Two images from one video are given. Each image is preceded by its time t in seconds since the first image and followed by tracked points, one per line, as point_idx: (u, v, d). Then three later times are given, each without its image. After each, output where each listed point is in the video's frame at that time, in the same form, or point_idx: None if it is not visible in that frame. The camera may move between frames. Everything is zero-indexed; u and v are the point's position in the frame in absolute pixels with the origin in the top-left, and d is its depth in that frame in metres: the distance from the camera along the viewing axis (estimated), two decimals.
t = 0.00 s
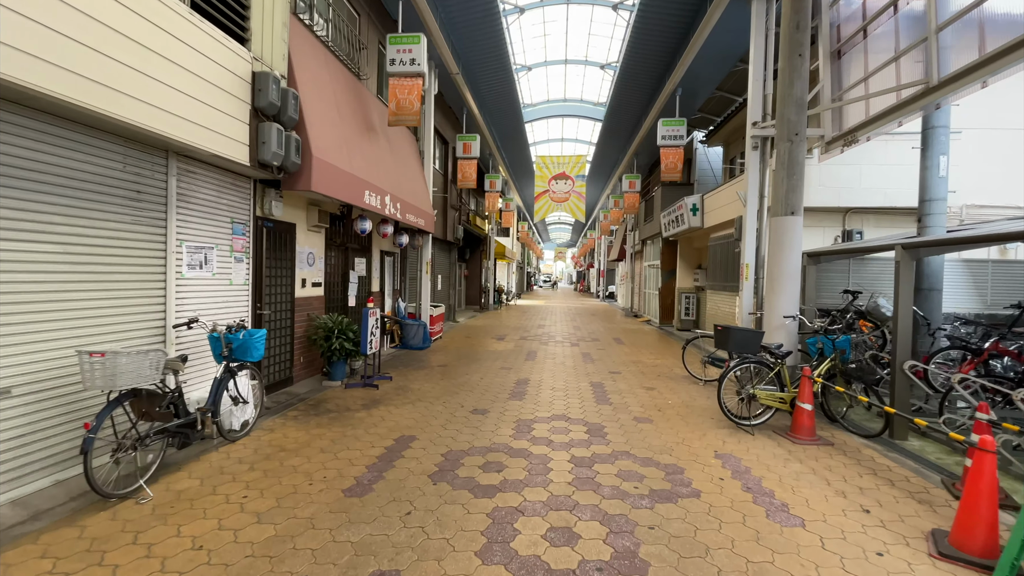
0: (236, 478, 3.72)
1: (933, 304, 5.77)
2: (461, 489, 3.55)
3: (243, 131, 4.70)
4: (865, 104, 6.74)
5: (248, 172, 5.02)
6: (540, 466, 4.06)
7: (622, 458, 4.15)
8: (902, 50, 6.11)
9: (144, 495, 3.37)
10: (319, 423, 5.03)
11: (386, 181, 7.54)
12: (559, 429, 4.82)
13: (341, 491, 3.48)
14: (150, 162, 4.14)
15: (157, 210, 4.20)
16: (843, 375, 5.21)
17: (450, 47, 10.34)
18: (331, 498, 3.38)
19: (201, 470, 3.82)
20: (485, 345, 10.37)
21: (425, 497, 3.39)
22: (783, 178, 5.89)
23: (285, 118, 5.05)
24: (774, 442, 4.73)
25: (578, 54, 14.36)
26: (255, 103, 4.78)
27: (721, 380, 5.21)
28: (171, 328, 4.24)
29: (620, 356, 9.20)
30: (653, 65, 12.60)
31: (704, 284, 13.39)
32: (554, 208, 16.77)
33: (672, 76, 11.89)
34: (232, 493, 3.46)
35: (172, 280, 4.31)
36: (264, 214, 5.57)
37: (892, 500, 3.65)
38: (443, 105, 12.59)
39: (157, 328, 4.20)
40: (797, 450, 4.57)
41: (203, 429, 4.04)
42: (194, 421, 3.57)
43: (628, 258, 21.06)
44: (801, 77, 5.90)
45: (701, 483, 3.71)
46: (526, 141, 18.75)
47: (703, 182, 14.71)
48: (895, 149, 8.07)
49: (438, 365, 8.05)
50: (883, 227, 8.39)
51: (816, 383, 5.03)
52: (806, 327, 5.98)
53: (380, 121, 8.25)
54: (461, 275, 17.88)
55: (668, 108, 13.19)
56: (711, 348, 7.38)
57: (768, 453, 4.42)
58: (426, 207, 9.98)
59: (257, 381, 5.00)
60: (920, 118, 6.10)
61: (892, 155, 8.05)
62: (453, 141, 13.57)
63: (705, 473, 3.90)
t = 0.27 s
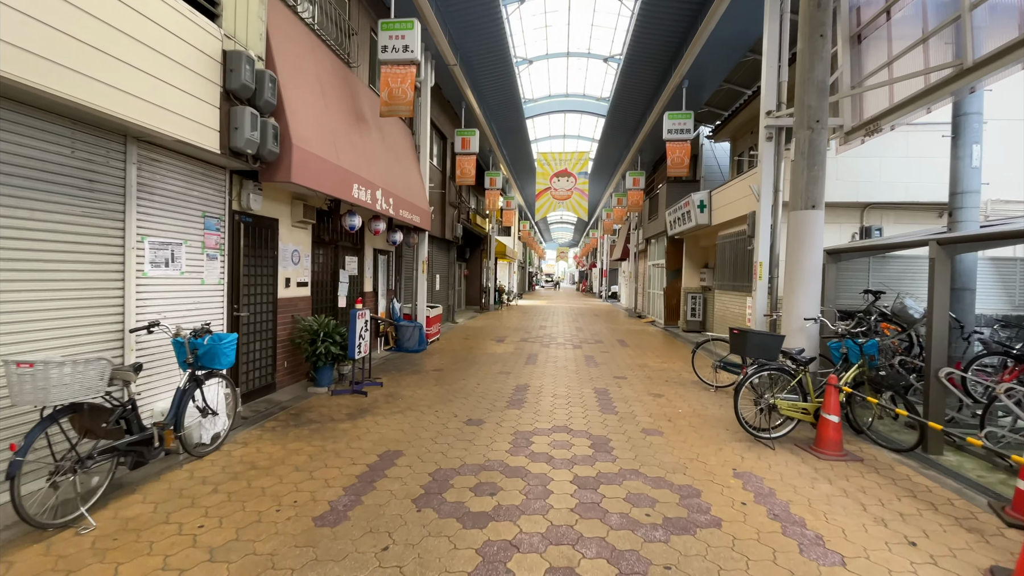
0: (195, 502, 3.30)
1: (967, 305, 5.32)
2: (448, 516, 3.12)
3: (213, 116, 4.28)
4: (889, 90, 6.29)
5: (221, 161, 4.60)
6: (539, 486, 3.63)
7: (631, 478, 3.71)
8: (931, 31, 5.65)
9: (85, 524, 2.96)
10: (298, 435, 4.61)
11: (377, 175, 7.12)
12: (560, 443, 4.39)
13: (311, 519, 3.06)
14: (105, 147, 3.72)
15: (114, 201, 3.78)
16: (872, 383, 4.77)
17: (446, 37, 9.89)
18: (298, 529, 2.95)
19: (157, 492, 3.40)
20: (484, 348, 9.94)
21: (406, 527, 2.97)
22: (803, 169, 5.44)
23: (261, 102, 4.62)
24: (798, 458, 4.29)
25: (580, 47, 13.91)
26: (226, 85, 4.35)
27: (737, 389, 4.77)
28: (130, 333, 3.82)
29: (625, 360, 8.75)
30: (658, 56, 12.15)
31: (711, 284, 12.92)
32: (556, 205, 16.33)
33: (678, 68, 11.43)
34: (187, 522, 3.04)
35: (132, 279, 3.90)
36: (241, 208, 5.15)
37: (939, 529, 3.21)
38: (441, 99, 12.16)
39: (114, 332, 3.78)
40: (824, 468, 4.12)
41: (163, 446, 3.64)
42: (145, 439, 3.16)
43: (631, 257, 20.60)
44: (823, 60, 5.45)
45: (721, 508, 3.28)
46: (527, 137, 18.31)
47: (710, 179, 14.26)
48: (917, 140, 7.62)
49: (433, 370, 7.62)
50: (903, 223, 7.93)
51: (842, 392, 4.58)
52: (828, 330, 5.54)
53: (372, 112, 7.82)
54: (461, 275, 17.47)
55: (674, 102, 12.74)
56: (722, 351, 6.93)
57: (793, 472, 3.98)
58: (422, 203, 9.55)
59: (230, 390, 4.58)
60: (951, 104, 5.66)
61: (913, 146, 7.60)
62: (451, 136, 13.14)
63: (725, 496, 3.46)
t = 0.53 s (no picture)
0: (145, 533, 2.89)
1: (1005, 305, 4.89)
2: (432, 551, 2.70)
3: (179, 97, 3.87)
4: (916, 75, 5.86)
5: (190, 148, 4.19)
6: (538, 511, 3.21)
7: (643, 501, 3.28)
8: (965, 9, 5.21)
9: (14, 559, 2.55)
10: (275, 449, 4.19)
11: (368, 168, 6.69)
12: (562, 458, 3.98)
13: (273, 555, 2.64)
14: (51, 129, 3.31)
15: (61, 190, 3.37)
16: (906, 392, 4.33)
17: (443, 26, 9.46)
18: (255, 569, 2.51)
19: (103, 521, 2.98)
20: (482, 350, 9.51)
21: (383, 566, 2.54)
22: (826, 159, 5.00)
23: (233, 83, 4.20)
24: (827, 476, 3.86)
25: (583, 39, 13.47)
26: (193, 63, 3.93)
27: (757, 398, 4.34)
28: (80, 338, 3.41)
29: (631, 363, 8.33)
30: (663, 48, 11.71)
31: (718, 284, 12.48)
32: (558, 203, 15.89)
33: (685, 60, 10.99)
34: (129, 558, 2.62)
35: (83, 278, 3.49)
36: (215, 201, 4.74)
37: (1001, 565, 2.77)
38: (438, 92, 11.73)
39: (61, 336, 3.37)
40: (858, 488, 3.69)
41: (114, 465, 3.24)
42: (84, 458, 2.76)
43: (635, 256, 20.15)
44: (848, 40, 5.01)
45: (747, 540, 2.85)
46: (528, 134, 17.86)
47: (716, 175, 13.81)
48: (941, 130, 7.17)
49: (427, 374, 7.19)
50: (926, 218, 7.47)
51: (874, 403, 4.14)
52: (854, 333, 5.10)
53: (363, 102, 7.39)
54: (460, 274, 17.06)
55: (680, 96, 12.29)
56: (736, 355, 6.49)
57: (824, 493, 3.54)
58: (418, 200, 9.13)
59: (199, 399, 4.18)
60: (986, 88, 5.22)
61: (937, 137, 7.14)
62: (449, 131, 12.71)
63: (750, 524, 3.03)
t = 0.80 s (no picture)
0: None
1: None
2: None
3: (133, 74, 3.44)
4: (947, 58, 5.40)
5: (150, 133, 3.76)
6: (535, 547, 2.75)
7: (657, 536, 2.83)
8: None
9: None
10: (243, 469, 3.75)
11: (357, 160, 6.24)
12: (564, 479, 3.55)
13: None
14: None
15: None
16: (949, 406, 3.87)
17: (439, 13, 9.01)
18: None
19: (27, 561, 2.55)
20: (480, 353, 9.08)
21: None
22: (854, 147, 4.55)
23: (196, 60, 3.77)
24: (865, 502, 3.40)
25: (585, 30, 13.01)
26: (147, 36, 3.51)
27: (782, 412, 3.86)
28: (12, 347, 2.97)
29: (636, 367, 7.89)
30: (668, 39, 11.24)
31: (726, 284, 12.02)
32: (559, 201, 15.44)
33: (692, 50, 10.52)
34: None
35: (16, 278, 3.04)
36: (182, 193, 4.30)
37: None
38: (435, 85, 11.28)
39: None
40: (903, 517, 3.23)
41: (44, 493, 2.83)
42: None
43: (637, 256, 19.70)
44: (879, 14, 4.55)
45: None
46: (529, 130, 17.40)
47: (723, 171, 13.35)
48: (969, 120, 6.71)
49: (420, 380, 6.75)
50: (951, 214, 7.01)
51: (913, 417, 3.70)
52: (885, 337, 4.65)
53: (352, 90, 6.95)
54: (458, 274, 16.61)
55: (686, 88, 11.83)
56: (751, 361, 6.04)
57: (865, 524, 3.09)
58: (412, 196, 8.68)
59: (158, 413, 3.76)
60: None
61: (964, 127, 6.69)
62: (446, 126, 12.27)
63: (785, 566, 2.58)
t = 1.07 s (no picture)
0: None
1: None
2: None
3: (72, 44, 3.01)
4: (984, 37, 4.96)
5: (97, 114, 3.34)
6: None
7: None
8: None
9: None
10: (202, 494, 3.31)
11: (342, 152, 5.81)
12: (566, 506, 3.11)
13: None
14: None
15: None
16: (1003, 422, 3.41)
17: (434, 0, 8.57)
18: None
19: None
20: (476, 357, 8.63)
21: None
22: (887, 131, 4.11)
23: (150, 31, 3.35)
24: (913, 536, 2.95)
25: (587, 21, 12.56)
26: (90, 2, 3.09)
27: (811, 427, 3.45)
28: None
29: (642, 373, 7.43)
30: (673, 29, 10.77)
31: (733, 283, 11.56)
32: (560, 198, 14.96)
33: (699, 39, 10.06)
34: None
35: None
36: (140, 183, 3.87)
37: None
38: (431, 77, 10.83)
39: None
40: (961, 554, 2.78)
41: None
42: None
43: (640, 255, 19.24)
44: None
45: None
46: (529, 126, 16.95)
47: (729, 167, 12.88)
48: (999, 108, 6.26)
49: (411, 387, 6.31)
50: (979, 209, 6.56)
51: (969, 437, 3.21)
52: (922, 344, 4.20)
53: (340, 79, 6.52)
54: (457, 274, 16.16)
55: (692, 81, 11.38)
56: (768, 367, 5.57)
57: (918, 565, 2.64)
58: (405, 191, 8.23)
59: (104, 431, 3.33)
60: None
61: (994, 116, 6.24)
62: (443, 120, 11.82)
63: None
